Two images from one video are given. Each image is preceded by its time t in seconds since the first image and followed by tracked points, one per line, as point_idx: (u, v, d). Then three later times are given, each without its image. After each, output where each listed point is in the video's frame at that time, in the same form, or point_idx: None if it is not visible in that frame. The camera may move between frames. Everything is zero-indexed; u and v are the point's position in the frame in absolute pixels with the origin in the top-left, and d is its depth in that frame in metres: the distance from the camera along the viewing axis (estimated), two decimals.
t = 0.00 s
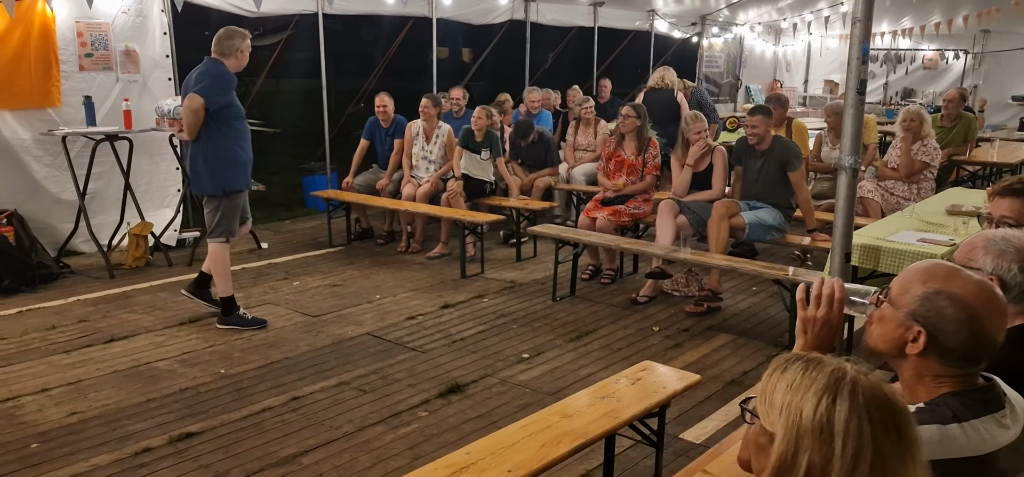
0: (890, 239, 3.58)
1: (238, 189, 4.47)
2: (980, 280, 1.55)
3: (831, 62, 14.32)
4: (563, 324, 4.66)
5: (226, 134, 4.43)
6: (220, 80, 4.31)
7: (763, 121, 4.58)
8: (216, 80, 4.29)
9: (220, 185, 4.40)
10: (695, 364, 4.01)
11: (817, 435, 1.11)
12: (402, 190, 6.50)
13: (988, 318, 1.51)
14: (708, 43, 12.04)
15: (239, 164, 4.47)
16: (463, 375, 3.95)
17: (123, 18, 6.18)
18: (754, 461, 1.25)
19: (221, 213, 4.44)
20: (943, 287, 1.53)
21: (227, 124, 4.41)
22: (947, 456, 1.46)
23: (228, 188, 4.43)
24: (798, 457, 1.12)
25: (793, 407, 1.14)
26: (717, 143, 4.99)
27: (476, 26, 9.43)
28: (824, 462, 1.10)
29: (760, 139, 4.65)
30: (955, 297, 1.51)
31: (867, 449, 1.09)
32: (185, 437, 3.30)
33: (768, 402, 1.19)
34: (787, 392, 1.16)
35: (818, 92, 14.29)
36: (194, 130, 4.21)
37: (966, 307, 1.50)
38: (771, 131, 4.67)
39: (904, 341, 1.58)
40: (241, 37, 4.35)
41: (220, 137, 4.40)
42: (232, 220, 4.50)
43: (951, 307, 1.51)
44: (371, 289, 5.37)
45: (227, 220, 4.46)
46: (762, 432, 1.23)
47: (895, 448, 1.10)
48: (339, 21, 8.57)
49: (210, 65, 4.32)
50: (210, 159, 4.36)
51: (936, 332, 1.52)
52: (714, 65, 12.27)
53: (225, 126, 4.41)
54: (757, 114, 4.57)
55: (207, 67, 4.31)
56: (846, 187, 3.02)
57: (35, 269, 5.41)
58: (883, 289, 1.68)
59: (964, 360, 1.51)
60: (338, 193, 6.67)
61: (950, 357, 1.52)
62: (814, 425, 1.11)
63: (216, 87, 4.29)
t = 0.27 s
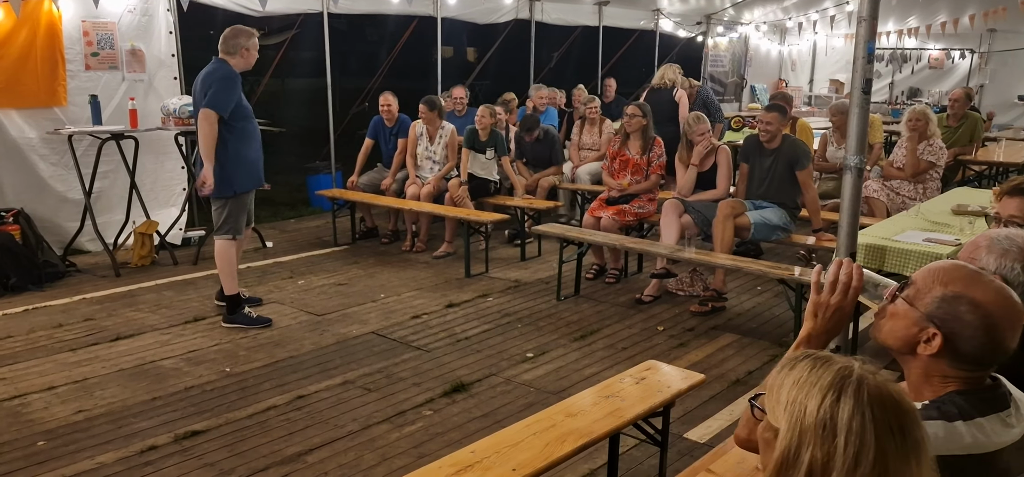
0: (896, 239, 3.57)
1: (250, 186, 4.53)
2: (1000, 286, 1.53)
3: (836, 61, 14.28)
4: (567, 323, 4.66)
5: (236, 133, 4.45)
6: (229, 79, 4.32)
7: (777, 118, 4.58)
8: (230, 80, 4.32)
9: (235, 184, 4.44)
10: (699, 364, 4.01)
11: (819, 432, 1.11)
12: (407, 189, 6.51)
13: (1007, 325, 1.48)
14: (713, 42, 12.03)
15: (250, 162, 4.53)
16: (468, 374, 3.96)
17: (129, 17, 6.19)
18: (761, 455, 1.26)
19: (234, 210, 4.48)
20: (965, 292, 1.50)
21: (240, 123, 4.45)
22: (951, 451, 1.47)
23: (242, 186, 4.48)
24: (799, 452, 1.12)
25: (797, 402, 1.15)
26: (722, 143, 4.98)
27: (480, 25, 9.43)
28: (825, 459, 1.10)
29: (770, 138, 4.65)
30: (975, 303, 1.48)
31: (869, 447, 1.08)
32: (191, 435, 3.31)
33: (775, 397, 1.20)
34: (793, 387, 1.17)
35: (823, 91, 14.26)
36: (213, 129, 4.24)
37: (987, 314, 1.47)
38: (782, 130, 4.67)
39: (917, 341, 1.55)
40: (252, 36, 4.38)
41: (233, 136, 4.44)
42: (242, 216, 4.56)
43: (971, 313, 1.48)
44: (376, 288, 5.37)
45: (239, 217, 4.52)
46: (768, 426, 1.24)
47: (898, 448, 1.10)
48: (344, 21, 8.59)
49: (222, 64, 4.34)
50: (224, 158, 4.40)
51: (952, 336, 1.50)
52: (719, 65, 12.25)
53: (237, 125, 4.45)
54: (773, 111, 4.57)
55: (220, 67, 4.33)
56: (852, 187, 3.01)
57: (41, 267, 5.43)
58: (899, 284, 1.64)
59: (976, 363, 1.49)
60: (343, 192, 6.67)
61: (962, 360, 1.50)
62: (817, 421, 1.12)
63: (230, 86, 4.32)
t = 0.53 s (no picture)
0: (899, 239, 3.57)
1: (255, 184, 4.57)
2: (1009, 288, 1.53)
3: (840, 61, 14.24)
4: (570, 323, 4.66)
5: (241, 131, 4.48)
6: (229, 78, 4.34)
7: (783, 120, 4.56)
8: (229, 80, 4.34)
9: (239, 182, 4.48)
10: (703, 363, 4.01)
11: (823, 431, 1.12)
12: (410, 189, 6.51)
13: (1015, 328, 1.49)
14: (717, 42, 12.01)
15: (255, 159, 4.56)
16: (471, 374, 3.96)
17: (134, 16, 6.21)
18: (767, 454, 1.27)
19: (240, 208, 4.51)
20: (974, 294, 1.50)
21: (244, 121, 4.48)
22: (957, 452, 1.46)
23: (246, 184, 4.51)
24: (803, 451, 1.12)
25: (802, 402, 1.15)
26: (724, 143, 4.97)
27: (484, 24, 9.43)
28: (829, 458, 1.10)
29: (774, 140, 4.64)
30: (984, 306, 1.48)
31: (873, 447, 1.09)
32: (195, 434, 3.33)
33: (780, 396, 1.21)
34: (798, 387, 1.17)
35: (827, 91, 14.23)
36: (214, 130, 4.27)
37: (995, 316, 1.47)
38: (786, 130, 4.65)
39: (924, 341, 1.55)
40: (250, 35, 4.39)
41: (237, 134, 4.47)
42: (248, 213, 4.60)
43: (979, 315, 1.48)
44: (379, 288, 5.38)
45: (244, 214, 4.55)
46: (774, 425, 1.25)
47: (903, 449, 1.10)
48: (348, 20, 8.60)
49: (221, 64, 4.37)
50: (228, 157, 4.44)
51: (959, 338, 1.50)
52: (723, 64, 12.23)
53: (241, 123, 4.47)
54: (778, 112, 4.55)
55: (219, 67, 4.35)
56: (856, 187, 3.01)
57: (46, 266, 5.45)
58: (908, 285, 1.65)
59: (982, 366, 1.50)
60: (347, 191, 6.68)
61: (968, 362, 1.50)
62: (822, 420, 1.12)
63: (229, 86, 4.34)
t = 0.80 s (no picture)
0: (902, 239, 3.56)
1: (247, 181, 4.57)
2: (1007, 288, 1.54)
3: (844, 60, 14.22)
4: (573, 322, 4.66)
5: (236, 127, 4.50)
6: (223, 75, 4.41)
7: (784, 121, 4.55)
8: (219, 76, 4.39)
9: (228, 178, 4.50)
10: (705, 363, 4.01)
11: (827, 430, 1.12)
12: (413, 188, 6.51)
13: (1016, 328, 1.49)
14: (720, 42, 11.99)
15: (248, 156, 4.56)
16: (474, 373, 3.96)
17: (138, 16, 6.22)
18: (771, 454, 1.27)
19: (232, 204, 4.52)
20: (973, 294, 1.50)
21: (238, 118, 4.49)
22: (960, 454, 1.46)
23: (236, 180, 4.52)
24: (806, 451, 1.12)
25: (806, 402, 1.15)
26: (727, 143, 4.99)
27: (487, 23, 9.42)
28: (833, 457, 1.10)
29: (776, 141, 4.64)
30: (984, 305, 1.49)
31: (876, 447, 1.09)
32: (198, 432, 3.33)
33: (784, 396, 1.21)
34: (802, 387, 1.18)
35: (831, 91, 14.21)
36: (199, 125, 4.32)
37: (996, 316, 1.47)
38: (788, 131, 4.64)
39: (925, 343, 1.55)
40: (248, 32, 4.37)
41: (230, 131, 4.49)
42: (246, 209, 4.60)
43: (980, 315, 1.48)
44: (382, 287, 5.39)
45: (243, 209, 4.54)
46: (778, 425, 1.25)
47: (907, 449, 1.10)
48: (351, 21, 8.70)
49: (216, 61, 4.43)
50: (218, 152, 4.47)
51: (961, 338, 1.50)
52: (726, 64, 12.21)
53: (235, 120, 4.49)
54: (777, 114, 4.54)
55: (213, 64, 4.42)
56: (859, 187, 3.00)
57: (50, 265, 5.46)
58: (907, 287, 1.65)
59: (983, 366, 1.50)
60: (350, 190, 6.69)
61: (971, 363, 1.50)
62: (825, 420, 1.12)
63: (219, 82, 4.38)
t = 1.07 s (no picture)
0: (906, 239, 3.55)
1: (237, 177, 4.55)
2: (991, 280, 1.58)
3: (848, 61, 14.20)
4: (576, 322, 4.66)
5: (229, 124, 4.51)
6: (217, 71, 4.43)
7: (785, 122, 4.55)
8: (215, 72, 4.42)
9: (218, 173, 4.50)
10: (708, 364, 4.01)
11: (830, 430, 1.12)
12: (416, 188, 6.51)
13: (1013, 318, 1.53)
14: (724, 42, 11.98)
15: (241, 153, 4.55)
16: (476, 373, 3.96)
17: (142, 16, 6.24)
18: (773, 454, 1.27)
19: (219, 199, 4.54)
20: (970, 291, 1.53)
21: (232, 115, 4.50)
22: (964, 459, 1.45)
23: (225, 175, 4.52)
24: (810, 451, 1.12)
25: (809, 402, 1.15)
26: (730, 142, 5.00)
27: (490, 23, 9.42)
28: (836, 457, 1.10)
29: (779, 140, 4.63)
30: (984, 300, 1.51)
31: (880, 447, 1.08)
32: (201, 432, 3.34)
33: (787, 396, 1.20)
34: (805, 387, 1.17)
35: (835, 91, 14.18)
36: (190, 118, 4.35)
37: (997, 308, 1.50)
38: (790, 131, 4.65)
39: (933, 348, 1.55)
40: (246, 30, 4.37)
41: (225, 126, 4.50)
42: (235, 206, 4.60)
43: (983, 310, 1.50)
44: (385, 287, 5.39)
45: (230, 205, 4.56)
46: (782, 426, 1.25)
47: (909, 449, 1.10)
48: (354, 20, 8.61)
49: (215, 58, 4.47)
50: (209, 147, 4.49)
51: (969, 337, 1.50)
52: (730, 64, 12.18)
53: (229, 116, 4.50)
54: (778, 115, 4.53)
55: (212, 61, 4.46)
56: (862, 187, 3.00)
57: (54, 264, 5.48)
58: (896, 298, 1.65)
59: (991, 363, 1.51)
60: (353, 190, 6.69)
61: (980, 363, 1.51)
62: (829, 420, 1.12)
63: (213, 78, 4.42)
